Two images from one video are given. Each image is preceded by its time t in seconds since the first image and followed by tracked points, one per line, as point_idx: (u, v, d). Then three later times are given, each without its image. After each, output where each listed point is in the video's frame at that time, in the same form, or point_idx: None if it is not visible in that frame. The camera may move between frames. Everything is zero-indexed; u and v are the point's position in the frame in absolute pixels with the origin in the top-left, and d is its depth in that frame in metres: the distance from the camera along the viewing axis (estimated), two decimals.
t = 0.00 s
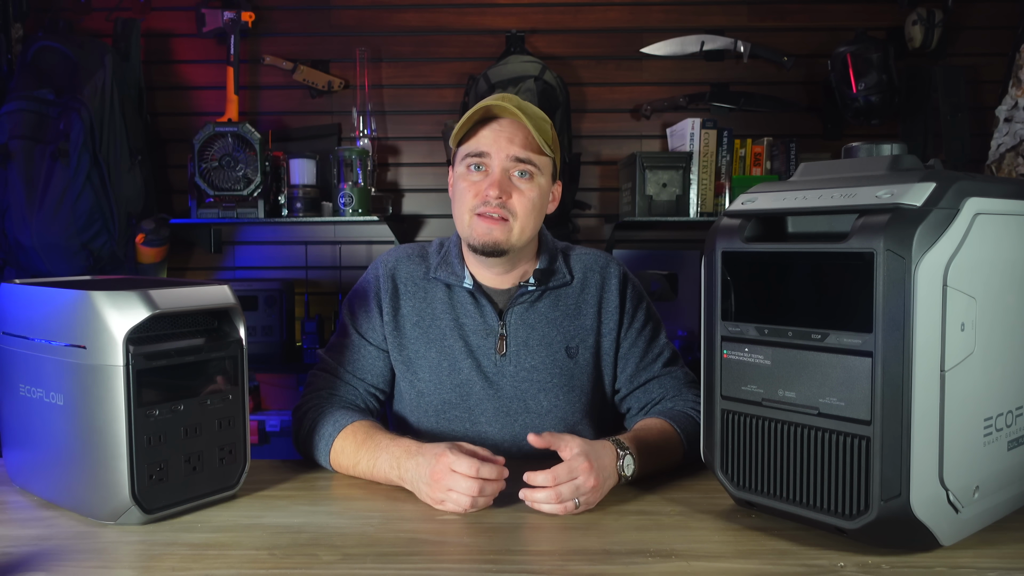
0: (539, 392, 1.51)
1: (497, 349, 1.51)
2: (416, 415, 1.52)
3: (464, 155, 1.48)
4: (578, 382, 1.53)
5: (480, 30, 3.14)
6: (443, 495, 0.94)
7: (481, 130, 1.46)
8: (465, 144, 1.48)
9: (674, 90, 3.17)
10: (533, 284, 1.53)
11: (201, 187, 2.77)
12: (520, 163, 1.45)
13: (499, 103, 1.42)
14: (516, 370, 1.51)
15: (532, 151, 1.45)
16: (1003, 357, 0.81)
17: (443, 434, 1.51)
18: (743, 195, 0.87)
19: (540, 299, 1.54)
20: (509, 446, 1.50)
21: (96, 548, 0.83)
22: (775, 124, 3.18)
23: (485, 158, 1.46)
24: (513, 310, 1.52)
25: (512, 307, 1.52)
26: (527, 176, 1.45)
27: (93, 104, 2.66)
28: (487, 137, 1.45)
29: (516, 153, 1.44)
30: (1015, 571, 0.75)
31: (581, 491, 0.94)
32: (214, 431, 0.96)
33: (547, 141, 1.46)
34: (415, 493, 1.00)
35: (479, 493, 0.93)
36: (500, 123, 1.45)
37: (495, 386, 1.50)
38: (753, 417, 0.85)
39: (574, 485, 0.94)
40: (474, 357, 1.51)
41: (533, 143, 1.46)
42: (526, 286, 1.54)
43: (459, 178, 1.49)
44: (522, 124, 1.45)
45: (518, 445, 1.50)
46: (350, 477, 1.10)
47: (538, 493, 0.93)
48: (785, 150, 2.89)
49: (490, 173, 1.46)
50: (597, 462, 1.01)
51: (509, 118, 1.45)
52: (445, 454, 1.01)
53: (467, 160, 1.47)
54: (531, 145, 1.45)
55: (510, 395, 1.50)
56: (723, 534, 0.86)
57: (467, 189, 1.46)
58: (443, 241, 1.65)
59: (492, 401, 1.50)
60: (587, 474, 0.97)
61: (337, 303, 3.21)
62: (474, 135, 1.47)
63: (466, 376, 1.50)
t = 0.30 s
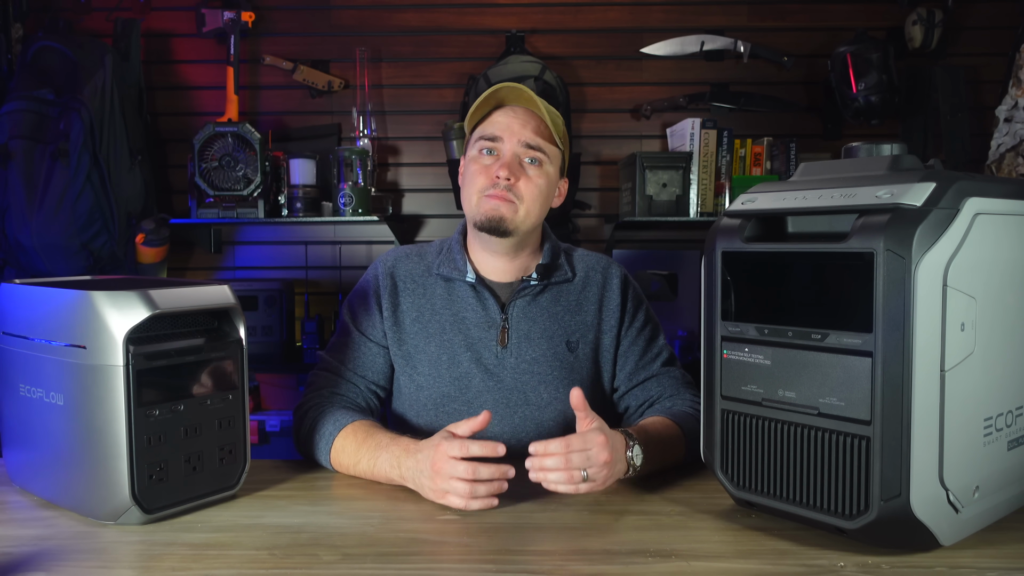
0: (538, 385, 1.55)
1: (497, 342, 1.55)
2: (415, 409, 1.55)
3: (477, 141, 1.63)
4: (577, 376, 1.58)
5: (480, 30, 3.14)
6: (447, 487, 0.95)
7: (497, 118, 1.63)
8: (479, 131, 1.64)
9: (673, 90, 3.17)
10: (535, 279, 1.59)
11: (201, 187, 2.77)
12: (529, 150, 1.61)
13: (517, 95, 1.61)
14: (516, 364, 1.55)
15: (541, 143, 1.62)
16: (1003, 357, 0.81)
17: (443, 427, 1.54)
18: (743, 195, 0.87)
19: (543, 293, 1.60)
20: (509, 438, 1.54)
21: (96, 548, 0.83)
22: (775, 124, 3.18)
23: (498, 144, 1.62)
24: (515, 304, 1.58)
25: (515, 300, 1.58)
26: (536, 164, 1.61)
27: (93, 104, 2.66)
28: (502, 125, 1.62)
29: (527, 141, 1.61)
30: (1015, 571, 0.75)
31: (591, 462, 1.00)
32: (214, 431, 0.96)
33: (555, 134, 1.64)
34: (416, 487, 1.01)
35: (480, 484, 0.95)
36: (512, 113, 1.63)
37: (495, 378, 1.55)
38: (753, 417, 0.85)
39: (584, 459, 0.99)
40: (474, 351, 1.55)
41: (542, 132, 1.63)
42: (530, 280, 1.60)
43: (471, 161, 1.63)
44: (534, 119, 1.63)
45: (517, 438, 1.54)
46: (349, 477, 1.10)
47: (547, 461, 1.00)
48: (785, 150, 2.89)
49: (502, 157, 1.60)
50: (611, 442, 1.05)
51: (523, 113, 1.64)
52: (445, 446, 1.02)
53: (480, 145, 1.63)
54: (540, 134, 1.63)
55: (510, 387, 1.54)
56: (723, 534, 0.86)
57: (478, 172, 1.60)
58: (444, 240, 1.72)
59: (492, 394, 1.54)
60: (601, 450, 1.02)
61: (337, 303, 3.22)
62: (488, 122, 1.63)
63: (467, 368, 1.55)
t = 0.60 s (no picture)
0: (542, 380, 1.58)
1: (503, 337, 1.59)
2: (420, 404, 1.59)
3: (485, 140, 1.65)
4: (581, 373, 1.62)
5: (480, 30, 3.14)
6: (449, 480, 0.96)
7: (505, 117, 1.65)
8: (486, 131, 1.66)
9: (673, 90, 3.17)
10: (541, 276, 1.62)
11: (201, 187, 2.77)
12: (538, 147, 1.64)
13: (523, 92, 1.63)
14: (521, 360, 1.59)
15: (548, 139, 1.65)
16: (1002, 357, 0.81)
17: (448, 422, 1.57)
18: (743, 195, 0.87)
19: (548, 291, 1.64)
20: (512, 432, 1.57)
21: (96, 548, 0.83)
22: (775, 124, 3.18)
23: (507, 142, 1.64)
24: (521, 302, 1.61)
25: (521, 298, 1.61)
26: (544, 160, 1.64)
27: (93, 104, 2.66)
28: (509, 124, 1.65)
29: (535, 138, 1.63)
30: (1014, 571, 0.75)
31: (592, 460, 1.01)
32: (214, 431, 0.96)
33: (562, 130, 1.67)
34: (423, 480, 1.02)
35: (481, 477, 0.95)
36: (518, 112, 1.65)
37: (501, 373, 1.58)
38: (754, 417, 0.85)
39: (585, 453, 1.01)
40: (480, 347, 1.59)
41: (549, 129, 1.66)
42: (536, 278, 1.63)
43: (480, 161, 1.64)
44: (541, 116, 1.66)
45: (520, 433, 1.57)
46: (350, 477, 1.10)
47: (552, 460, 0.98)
48: (785, 150, 2.89)
49: (511, 155, 1.63)
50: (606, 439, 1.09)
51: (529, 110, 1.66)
52: (446, 441, 1.02)
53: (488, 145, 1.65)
54: (548, 131, 1.66)
55: (515, 382, 1.58)
56: (723, 534, 0.86)
57: (488, 171, 1.62)
58: (449, 241, 1.75)
59: (497, 389, 1.58)
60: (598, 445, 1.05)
61: (337, 303, 3.22)
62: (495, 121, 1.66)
63: (472, 363, 1.58)
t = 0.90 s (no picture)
0: (543, 375, 1.59)
1: (504, 334, 1.60)
2: (422, 401, 1.59)
3: (489, 141, 1.64)
4: (580, 369, 1.62)
5: (480, 30, 3.14)
6: (487, 474, 0.98)
7: (508, 116, 1.63)
8: (489, 131, 1.64)
9: (674, 90, 3.17)
10: (540, 275, 1.63)
11: (201, 187, 2.77)
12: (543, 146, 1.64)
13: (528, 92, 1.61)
14: (521, 356, 1.59)
15: (552, 137, 1.66)
16: (1002, 357, 0.81)
17: (449, 418, 1.58)
18: (743, 195, 0.87)
19: (548, 289, 1.64)
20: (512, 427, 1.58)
21: (95, 548, 0.83)
22: (775, 124, 3.18)
23: (512, 143, 1.63)
24: (521, 299, 1.62)
25: (521, 295, 1.61)
26: (549, 159, 1.65)
27: (93, 104, 2.66)
28: (514, 124, 1.63)
29: (540, 137, 1.63)
30: (1015, 571, 0.75)
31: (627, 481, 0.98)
32: (214, 431, 0.96)
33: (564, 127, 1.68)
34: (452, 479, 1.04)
35: (522, 477, 0.97)
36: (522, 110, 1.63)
37: (501, 369, 1.59)
38: (754, 417, 0.85)
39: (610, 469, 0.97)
40: (480, 344, 1.60)
41: (552, 126, 1.66)
42: (535, 276, 1.64)
43: (485, 162, 1.64)
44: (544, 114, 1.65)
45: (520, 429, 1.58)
46: (351, 477, 1.10)
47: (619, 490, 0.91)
48: (785, 150, 2.88)
49: (517, 156, 1.63)
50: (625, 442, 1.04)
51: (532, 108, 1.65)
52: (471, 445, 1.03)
53: (493, 146, 1.64)
54: (551, 128, 1.65)
55: (515, 378, 1.58)
56: (723, 534, 0.86)
57: (495, 172, 1.62)
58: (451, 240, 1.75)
59: (498, 386, 1.58)
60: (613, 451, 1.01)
61: (337, 303, 3.22)
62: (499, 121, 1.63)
63: (473, 360, 1.59)
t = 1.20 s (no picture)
0: (539, 376, 1.59)
1: (501, 335, 1.60)
2: (419, 401, 1.60)
3: (488, 154, 1.60)
4: (577, 369, 1.62)
5: (480, 30, 3.14)
6: (489, 482, 0.98)
7: (508, 129, 1.58)
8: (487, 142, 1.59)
9: (674, 90, 3.17)
10: (538, 276, 1.63)
11: (201, 187, 2.77)
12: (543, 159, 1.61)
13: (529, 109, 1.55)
14: (518, 357, 1.59)
15: (552, 148, 1.62)
16: (1001, 357, 0.81)
17: (446, 418, 1.58)
18: (743, 195, 0.87)
19: (544, 290, 1.64)
20: (510, 428, 1.58)
21: (95, 548, 0.83)
22: (776, 124, 3.18)
23: (512, 157, 1.60)
24: (517, 301, 1.62)
25: (516, 297, 1.62)
26: (548, 171, 1.63)
27: (93, 104, 2.66)
28: (514, 139, 1.59)
29: (540, 151, 1.60)
30: (1015, 571, 0.75)
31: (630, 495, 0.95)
32: (214, 431, 0.96)
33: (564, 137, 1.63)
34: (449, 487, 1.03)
35: (528, 487, 0.97)
36: (522, 123, 1.58)
37: (497, 370, 1.59)
38: (753, 417, 0.85)
39: (609, 481, 0.96)
40: (477, 345, 1.60)
41: (552, 137, 1.61)
42: (532, 277, 1.64)
43: (484, 174, 1.61)
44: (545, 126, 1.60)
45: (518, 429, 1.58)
46: (351, 477, 1.10)
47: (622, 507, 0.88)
48: (785, 150, 2.88)
49: (517, 170, 1.60)
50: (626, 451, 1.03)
51: (533, 121, 1.59)
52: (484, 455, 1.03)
53: (492, 158, 1.60)
54: (552, 139, 1.61)
55: (511, 379, 1.59)
56: (723, 534, 0.86)
57: (493, 186, 1.60)
58: (449, 242, 1.75)
59: (495, 386, 1.58)
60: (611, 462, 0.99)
61: (337, 303, 3.21)
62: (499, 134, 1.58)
63: (470, 361, 1.59)
